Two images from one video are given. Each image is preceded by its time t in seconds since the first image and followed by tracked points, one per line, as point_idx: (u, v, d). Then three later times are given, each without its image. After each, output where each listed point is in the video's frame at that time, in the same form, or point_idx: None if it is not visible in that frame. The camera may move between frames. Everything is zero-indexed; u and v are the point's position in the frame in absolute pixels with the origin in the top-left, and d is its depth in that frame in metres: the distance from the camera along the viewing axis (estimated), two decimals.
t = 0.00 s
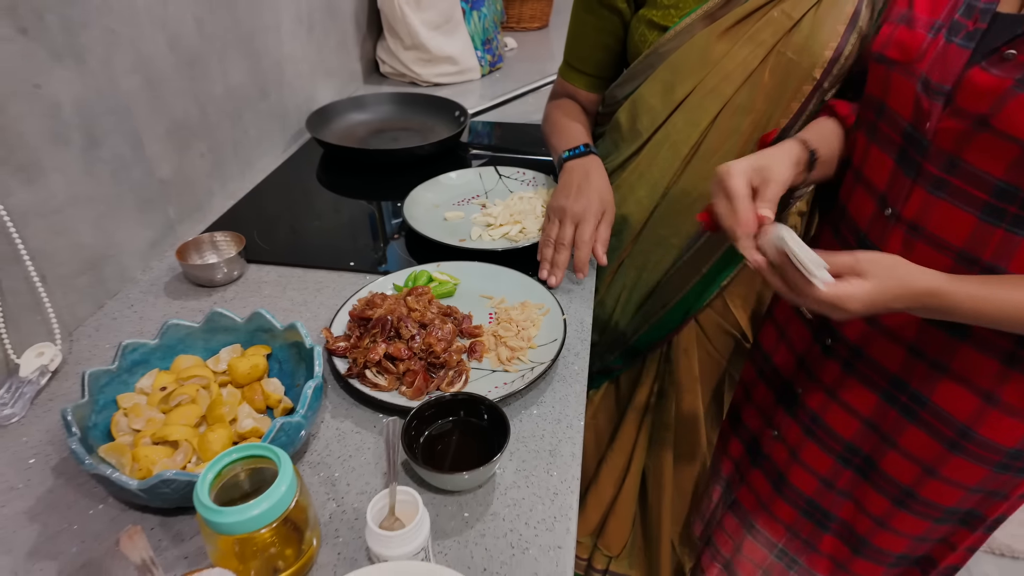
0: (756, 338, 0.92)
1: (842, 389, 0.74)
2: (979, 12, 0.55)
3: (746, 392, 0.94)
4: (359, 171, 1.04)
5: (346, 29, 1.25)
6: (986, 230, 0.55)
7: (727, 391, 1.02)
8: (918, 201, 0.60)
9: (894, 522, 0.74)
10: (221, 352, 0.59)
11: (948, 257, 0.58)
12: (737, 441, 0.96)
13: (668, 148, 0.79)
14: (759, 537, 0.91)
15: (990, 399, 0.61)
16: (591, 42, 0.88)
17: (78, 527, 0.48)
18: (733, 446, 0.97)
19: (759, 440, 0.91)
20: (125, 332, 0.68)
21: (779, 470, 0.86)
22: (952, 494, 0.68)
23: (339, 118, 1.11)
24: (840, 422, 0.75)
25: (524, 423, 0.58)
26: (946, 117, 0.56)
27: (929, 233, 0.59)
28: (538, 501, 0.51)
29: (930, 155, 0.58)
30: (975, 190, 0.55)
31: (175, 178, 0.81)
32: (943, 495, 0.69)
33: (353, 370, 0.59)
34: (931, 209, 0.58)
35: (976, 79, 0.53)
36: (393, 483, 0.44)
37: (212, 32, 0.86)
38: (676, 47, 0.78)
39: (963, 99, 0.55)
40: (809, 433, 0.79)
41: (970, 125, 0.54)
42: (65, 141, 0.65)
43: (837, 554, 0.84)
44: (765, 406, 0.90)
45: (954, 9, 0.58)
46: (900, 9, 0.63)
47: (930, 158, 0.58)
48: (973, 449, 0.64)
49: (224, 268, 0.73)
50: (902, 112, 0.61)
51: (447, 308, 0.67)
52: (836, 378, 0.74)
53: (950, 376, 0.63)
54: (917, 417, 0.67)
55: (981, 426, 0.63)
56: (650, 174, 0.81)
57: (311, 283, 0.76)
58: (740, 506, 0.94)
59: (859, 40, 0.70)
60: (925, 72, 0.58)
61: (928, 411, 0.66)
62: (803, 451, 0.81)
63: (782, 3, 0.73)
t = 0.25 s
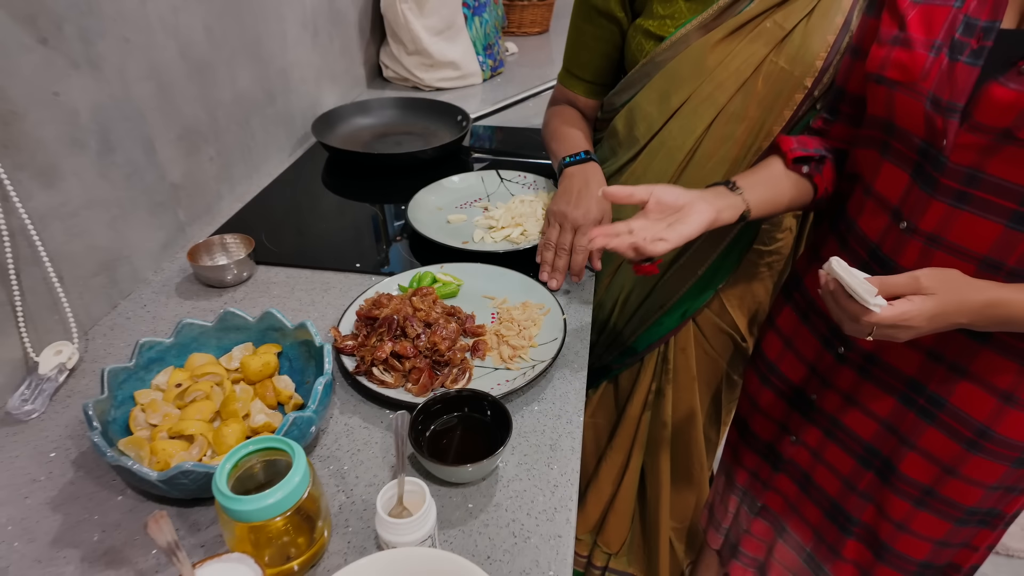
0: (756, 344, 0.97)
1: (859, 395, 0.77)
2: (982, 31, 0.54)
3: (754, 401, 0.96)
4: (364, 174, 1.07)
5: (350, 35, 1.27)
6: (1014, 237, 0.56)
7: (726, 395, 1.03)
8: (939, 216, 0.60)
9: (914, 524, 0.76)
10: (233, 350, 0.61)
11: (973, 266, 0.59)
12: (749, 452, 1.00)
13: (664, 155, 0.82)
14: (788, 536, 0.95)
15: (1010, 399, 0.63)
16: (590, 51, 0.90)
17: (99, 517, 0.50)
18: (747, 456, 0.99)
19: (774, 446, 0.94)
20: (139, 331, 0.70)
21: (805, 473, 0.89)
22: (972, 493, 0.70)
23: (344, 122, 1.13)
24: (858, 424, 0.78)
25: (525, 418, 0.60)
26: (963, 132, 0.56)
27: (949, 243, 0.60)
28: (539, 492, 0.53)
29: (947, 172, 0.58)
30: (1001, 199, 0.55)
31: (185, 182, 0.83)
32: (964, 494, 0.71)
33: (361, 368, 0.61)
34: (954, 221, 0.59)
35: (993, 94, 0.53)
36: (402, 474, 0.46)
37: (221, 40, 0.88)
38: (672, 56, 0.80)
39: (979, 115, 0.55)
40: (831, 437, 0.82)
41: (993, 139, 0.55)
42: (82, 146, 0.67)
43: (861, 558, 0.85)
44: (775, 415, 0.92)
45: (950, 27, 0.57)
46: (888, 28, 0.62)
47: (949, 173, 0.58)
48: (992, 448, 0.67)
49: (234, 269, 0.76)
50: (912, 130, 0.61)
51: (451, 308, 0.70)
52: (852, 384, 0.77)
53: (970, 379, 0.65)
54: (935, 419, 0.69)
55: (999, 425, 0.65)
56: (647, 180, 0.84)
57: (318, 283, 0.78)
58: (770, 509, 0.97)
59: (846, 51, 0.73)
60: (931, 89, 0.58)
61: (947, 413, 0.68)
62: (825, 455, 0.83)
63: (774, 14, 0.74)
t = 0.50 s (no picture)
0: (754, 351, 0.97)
1: (858, 402, 0.78)
2: (963, 52, 0.57)
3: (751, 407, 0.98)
4: (368, 181, 1.09)
5: (355, 43, 1.29)
6: (1002, 249, 0.58)
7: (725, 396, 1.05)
8: (931, 228, 0.62)
9: (922, 523, 0.77)
10: (246, 352, 0.63)
11: (964, 275, 0.61)
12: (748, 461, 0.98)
13: (662, 163, 0.84)
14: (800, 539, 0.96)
15: (1008, 401, 0.66)
16: (590, 62, 0.93)
17: (119, 511, 0.53)
18: (744, 467, 0.99)
19: (775, 455, 0.94)
20: (153, 333, 0.72)
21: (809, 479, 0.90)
22: (976, 491, 0.72)
23: (349, 129, 1.16)
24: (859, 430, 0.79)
25: (527, 418, 0.62)
26: (950, 150, 0.58)
27: (942, 255, 0.62)
28: (541, 489, 0.55)
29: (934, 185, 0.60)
30: (988, 213, 0.57)
31: (197, 189, 0.86)
32: (967, 493, 0.72)
33: (369, 369, 0.63)
34: (945, 233, 0.61)
35: (976, 114, 0.56)
36: (411, 470, 0.48)
37: (232, 50, 0.90)
38: (669, 68, 0.82)
39: (966, 134, 0.57)
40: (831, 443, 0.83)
41: (978, 156, 0.57)
42: (100, 154, 0.69)
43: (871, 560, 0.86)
44: (776, 424, 0.92)
45: (933, 48, 0.60)
46: (875, 50, 0.64)
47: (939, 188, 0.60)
48: (992, 448, 0.69)
49: (244, 274, 0.78)
50: (902, 146, 0.62)
51: (455, 311, 0.72)
52: (852, 392, 0.78)
53: (967, 382, 0.67)
54: (936, 423, 0.71)
55: (999, 426, 0.67)
56: (645, 187, 0.86)
57: (326, 287, 0.80)
58: (778, 516, 0.98)
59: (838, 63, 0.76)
60: (917, 109, 0.60)
61: (946, 417, 0.70)
62: (827, 460, 0.85)
63: (768, 26, 0.77)
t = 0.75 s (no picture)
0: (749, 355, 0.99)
1: (851, 408, 0.79)
2: (936, 72, 0.59)
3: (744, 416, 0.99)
4: (373, 189, 1.11)
5: (360, 54, 1.32)
6: (978, 261, 0.60)
7: (723, 399, 1.07)
8: (912, 241, 0.64)
9: (914, 522, 0.79)
10: (258, 357, 0.66)
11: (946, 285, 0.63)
12: (740, 463, 0.99)
13: (661, 172, 0.87)
14: (790, 543, 0.96)
15: (995, 406, 0.67)
16: (589, 73, 0.95)
17: (137, 510, 0.55)
18: (736, 469, 1.00)
19: (768, 459, 0.94)
20: (166, 338, 0.74)
21: (803, 485, 0.90)
22: (965, 492, 0.74)
23: (355, 138, 1.18)
24: (852, 434, 0.81)
25: (530, 420, 0.64)
26: (928, 167, 0.60)
27: (926, 266, 0.64)
28: (543, 488, 0.57)
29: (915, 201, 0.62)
30: (966, 228, 0.59)
31: (207, 198, 0.88)
32: (956, 495, 0.74)
33: (377, 373, 0.66)
34: (927, 246, 0.63)
35: (949, 134, 0.58)
36: (419, 470, 0.51)
37: (241, 63, 0.93)
38: (667, 79, 0.84)
39: (942, 152, 0.59)
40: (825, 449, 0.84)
41: (953, 173, 0.59)
42: (115, 165, 0.71)
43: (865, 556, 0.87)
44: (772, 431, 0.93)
45: (909, 66, 0.62)
46: (853, 68, 0.66)
47: (917, 204, 0.62)
48: (981, 452, 0.70)
49: (254, 281, 0.80)
50: (882, 161, 0.65)
51: (460, 317, 0.74)
52: (845, 399, 0.80)
53: (956, 389, 0.69)
54: (927, 427, 0.73)
55: (987, 431, 0.69)
56: (645, 195, 0.89)
57: (333, 294, 0.83)
58: (766, 520, 0.97)
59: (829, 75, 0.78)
60: (896, 126, 0.62)
61: (937, 421, 0.72)
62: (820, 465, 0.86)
63: (763, 39, 0.79)
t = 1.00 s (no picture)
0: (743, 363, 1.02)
1: (844, 423, 0.80)
2: (912, 99, 0.62)
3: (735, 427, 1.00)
4: (378, 200, 1.14)
5: (365, 68, 1.35)
6: (962, 279, 0.63)
7: (719, 405, 1.09)
8: (896, 263, 0.67)
9: (911, 529, 0.80)
10: (269, 363, 0.68)
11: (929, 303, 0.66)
12: (739, 482, 1.00)
13: (658, 183, 0.89)
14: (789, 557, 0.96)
15: (985, 414, 0.69)
16: (588, 87, 0.98)
17: (153, 512, 0.57)
18: (736, 488, 1.01)
19: (765, 476, 0.95)
20: (178, 346, 0.77)
21: (800, 500, 0.91)
22: (961, 498, 0.75)
23: (360, 150, 1.21)
24: (847, 450, 0.82)
25: (531, 426, 0.67)
26: (910, 192, 0.63)
27: (910, 286, 0.66)
28: (544, 491, 0.59)
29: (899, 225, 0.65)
30: (948, 249, 0.62)
31: (217, 209, 0.90)
32: (953, 501, 0.76)
33: (384, 380, 0.68)
34: (911, 267, 0.66)
35: (929, 160, 0.60)
36: (426, 471, 0.53)
37: (251, 79, 0.95)
38: (663, 94, 0.87)
39: (923, 177, 0.61)
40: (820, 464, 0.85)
41: (935, 198, 0.61)
42: (131, 179, 0.74)
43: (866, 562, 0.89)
44: (765, 447, 0.93)
45: (884, 94, 0.65)
46: (830, 96, 0.69)
47: (901, 227, 0.65)
48: (974, 458, 0.72)
49: (263, 290, 0.82)
50: (865, 186, 0.67)
51: (463, 325, 0.76)
52: (837, 415, 0.81)
53: (946, 401, 0.71)
54: (919, 437, 0.75)
55: (979, 439, 0.71)
56: (642, 205, 0.91)
57: (340, 302, 0.85)
58: (766, 536, 0.98)
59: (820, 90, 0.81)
60: (876, 152, 0.65)
61: (930, 432, 0.73)
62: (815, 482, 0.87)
63: (755, 55, 0.82)
